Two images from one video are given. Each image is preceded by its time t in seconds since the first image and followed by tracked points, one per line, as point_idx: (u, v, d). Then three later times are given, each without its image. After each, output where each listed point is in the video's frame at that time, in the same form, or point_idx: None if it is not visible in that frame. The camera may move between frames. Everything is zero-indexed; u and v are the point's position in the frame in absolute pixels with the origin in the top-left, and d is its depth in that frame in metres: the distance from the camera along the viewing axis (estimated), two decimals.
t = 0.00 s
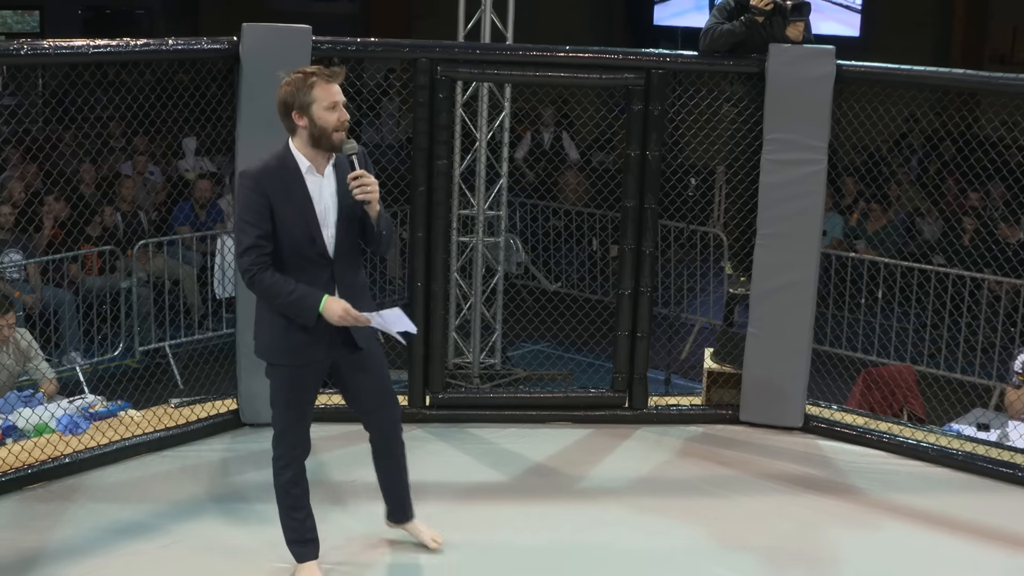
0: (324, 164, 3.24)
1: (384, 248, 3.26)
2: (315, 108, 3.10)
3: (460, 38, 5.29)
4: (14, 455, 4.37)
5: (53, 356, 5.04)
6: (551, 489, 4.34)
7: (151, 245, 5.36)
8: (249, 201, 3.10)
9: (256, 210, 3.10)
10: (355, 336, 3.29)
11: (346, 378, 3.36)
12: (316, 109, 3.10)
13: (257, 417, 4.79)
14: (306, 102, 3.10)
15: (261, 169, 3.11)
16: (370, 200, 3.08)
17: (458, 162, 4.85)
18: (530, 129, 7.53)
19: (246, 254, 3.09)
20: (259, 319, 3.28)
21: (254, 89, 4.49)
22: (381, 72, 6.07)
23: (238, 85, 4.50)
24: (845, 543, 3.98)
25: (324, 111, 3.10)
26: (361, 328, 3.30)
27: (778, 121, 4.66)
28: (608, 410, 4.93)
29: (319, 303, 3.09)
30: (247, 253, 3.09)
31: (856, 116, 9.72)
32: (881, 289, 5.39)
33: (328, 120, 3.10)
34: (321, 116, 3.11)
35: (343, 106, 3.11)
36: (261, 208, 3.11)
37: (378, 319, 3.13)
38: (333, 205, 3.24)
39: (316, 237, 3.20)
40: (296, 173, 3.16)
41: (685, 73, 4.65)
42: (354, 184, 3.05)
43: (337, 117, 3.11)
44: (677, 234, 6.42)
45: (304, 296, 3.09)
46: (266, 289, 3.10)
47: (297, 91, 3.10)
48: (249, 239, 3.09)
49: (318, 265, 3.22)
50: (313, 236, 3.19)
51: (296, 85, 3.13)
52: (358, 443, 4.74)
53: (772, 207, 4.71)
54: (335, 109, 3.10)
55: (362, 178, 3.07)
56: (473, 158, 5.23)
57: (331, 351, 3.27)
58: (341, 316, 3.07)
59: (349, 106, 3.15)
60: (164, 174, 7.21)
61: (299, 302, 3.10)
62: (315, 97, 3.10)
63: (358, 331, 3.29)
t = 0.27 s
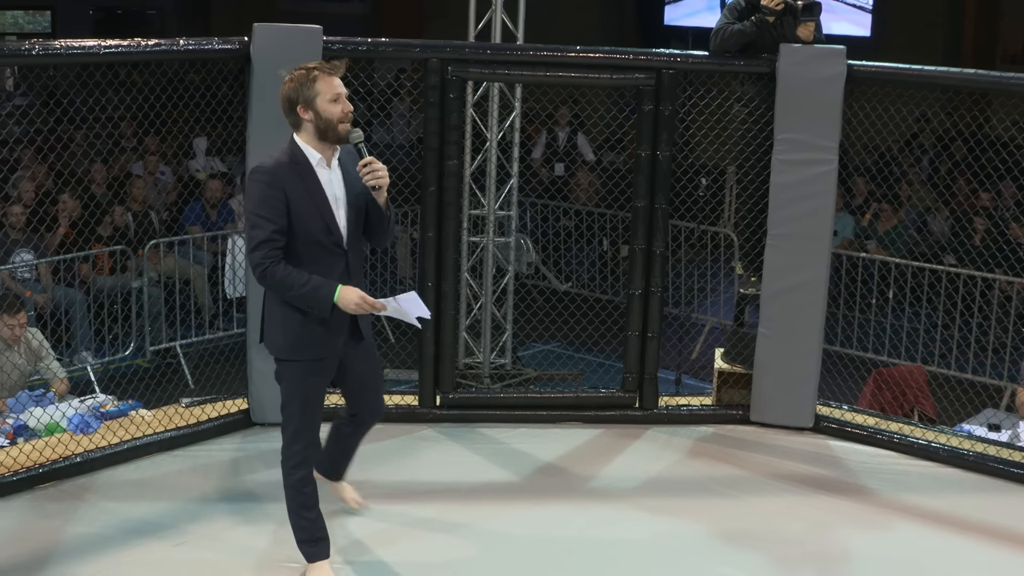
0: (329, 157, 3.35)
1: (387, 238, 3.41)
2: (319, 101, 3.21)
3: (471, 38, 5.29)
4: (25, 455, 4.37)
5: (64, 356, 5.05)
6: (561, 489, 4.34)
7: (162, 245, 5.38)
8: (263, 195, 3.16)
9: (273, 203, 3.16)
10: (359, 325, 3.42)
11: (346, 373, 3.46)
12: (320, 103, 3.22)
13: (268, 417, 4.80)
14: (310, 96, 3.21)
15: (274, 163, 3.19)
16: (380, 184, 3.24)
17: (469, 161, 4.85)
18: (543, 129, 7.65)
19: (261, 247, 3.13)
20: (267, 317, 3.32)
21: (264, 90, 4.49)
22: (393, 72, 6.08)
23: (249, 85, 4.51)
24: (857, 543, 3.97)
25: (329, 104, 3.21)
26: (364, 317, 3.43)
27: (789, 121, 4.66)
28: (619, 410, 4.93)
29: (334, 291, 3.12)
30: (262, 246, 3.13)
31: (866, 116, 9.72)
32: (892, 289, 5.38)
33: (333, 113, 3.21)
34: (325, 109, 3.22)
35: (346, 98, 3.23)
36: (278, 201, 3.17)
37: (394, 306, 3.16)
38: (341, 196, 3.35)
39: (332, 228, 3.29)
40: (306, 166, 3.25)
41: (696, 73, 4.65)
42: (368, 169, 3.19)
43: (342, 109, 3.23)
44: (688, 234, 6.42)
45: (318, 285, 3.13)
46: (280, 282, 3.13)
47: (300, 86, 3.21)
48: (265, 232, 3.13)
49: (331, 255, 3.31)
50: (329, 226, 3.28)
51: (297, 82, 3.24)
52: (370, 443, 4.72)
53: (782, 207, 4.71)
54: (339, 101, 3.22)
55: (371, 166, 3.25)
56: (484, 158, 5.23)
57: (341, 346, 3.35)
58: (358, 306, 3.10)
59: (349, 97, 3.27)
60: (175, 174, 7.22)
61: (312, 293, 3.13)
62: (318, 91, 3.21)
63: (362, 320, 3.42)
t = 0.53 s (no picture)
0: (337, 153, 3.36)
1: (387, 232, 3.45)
2: (324, 102, 3.22)
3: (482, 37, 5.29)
4: (36, 453, 4.37)
5: (74, 356, 5.10)
6: (571, 489, 4.34)
7: (173, 244, 5.39)
8: (277, 190, 3.17)
9: (287, 197, 3.16)
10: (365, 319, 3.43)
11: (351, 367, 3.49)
12: (326, 103, 3.23)
13: (278, 416, 4.81)
14: (315, 97, 3.22)
15: (288, 159, 3.20)
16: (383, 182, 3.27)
17: (480, 161, 4.84)
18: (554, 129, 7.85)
19: (276, 242, 3.12)
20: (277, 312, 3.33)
21: (276, 89, 4.50)
22: (404, 71, 6.08)
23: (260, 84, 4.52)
24: (866, 545, 3.96)
25: (333, 106, 3.22)
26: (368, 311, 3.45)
27: (800, 121, 4.65)
28: (629, 411, 4.93)
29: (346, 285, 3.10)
30: (275, 241, 3.12)
31: (877, 116, 9.71)
32: (903, 290, 5.37)
33: (337, 114, 3.22)
34: (329, 109, 3.23)
35: (350, 99, 3.24)
36: (292, 196, 3.17)
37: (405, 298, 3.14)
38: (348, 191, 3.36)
39: (343, 221, 3.30)
40: (319, 162, 3.26)
41: (707, 73, 4.64)
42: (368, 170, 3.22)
43: (346, 110, 3.24)
44: (699, 235, 6.42)
45: (330, 277, 3.11)
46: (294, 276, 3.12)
47: (308, 86, 3.22)
48: (280, 226, 3.13)
49: (341, 249, 3.32)
50: (340, 221, 3.29)
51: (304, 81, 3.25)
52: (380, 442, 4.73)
53: (793, 208, 4.70)
54: (343, 102, 3.23)
55: (373, 166, 3.28)
56: (495, 158, 5.23)
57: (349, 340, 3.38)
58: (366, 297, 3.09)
59: (354, 98, 3.27)
60: (186, 173, 7.24)
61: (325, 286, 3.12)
62: (324, 92, 3.22)
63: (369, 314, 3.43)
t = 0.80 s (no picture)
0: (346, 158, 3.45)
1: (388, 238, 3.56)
2: (336, 113, 3.28)
3: (497, 34, 5.27)
4: (52, 449, 4.39)
5: (91, 352, 5.11)
6: (586, 487, 4.34)
7: (189, 241, 5.42)
8: (288, 192, 3.26)
9: (297, 200, 3.26)
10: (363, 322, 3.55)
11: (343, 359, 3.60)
12: (339, 115, 3.28)
13: (294, 413, 4.82)
14: (328, 107, 3.28)
15: (299, 162, 3.29)
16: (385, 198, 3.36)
17: (496, 159, 4.84)
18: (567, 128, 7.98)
19: (288, 241, 3.25)
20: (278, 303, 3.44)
21: (292, 88, 4.50)
22: (420, 69, 6.09)
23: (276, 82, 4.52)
24: (881, 544, 3.96)
25: (345, 118, 3.27)
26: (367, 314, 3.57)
27: (816, 120, 4.64)
28: (644, 409, 4.93)
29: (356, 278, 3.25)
30: (287, 240, 3.25)
31: (892, 115, 9.69)
32: (919, 289, 5.36)
33: (348, 127, 3.28)
34: (340, 121, 3.28)
35: (362, 112, 3.28)
36: (302, 198, 3.27)
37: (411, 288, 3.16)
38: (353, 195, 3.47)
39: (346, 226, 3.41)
40: (327, 167, 3.35)
41: (723, 72, 4.64)
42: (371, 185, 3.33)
43: (357, 123, 3.29)
44: (714, 233, 6.42)
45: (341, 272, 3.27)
46: (306, 272, 3.26)
47: (322, 96, 3.27)
48: (290, 227, 3.24)
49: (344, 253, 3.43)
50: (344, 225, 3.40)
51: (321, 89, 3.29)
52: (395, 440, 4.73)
53: (808, 207, 4.70)
54: (354, 115, 3.28)
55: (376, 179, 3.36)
56: (510, 156, 5.24)
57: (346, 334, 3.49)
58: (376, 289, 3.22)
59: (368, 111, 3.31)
60: (202, 170, 7.26)
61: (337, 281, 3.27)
62: (337, 104, 3.27)
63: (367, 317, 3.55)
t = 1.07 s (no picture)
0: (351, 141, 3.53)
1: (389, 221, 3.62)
2: (340, 99, 3.33)
3: (509, 32, 5.27)
4: (64, 447, 4.40)
5: (103, 350, 5.14)
6: (598, 486, 4.34)
7: (201, 239, 5.44)
8: (289, 165, 3.35)
9: (296, 174, 3.34)
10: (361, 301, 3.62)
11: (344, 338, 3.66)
12: (343, 101, 3.33)
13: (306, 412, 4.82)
14: (333, 92, 3.33)
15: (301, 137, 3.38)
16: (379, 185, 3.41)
17: (508, 158, 4.84)
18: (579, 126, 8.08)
19: (286, 211, 3.33)
20: (281, 275, 3.54)
21: (303, 87, 4.51)
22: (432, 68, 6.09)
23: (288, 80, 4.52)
24: (893, 544, 3.95)
25: (348, 106, 3.33)
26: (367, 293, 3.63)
27: (828, 118, 4.64)
28: (655, 408, 4.92)
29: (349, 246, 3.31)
30: (286, 211, 3.34)
31: (903, 113, 9.67)
32: (931, 288, 5.35)
33: (350, 114, 3.34)
34: (344, 108, 3.34)
35: (366, 103, 3.34)
36: (301, 173, 3.36)
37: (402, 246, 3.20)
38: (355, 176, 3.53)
39: (346, 204, 3.48)
40: (330, 147, 3.43)
41: (735, 71, 4.63)
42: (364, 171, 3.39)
43: (359, 112, 3.35)
44: (726, 232, 6.42)
45: (334, 241, 3.34)
46: (302, 242, 3.35)
47: (330, 80, 3.32)
48: (289, 198, 3.33)
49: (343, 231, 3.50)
50: (343, 203, 3.47)
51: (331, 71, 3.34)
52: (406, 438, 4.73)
53: (820, 205, 4.69)
54: (358, 104, 3.33)
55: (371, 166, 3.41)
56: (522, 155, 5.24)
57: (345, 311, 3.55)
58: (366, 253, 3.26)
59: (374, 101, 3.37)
60: (214, 169, 7.28)
61: (330, 250, 3.35)
62: (343, 91, 3.32)
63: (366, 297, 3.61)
